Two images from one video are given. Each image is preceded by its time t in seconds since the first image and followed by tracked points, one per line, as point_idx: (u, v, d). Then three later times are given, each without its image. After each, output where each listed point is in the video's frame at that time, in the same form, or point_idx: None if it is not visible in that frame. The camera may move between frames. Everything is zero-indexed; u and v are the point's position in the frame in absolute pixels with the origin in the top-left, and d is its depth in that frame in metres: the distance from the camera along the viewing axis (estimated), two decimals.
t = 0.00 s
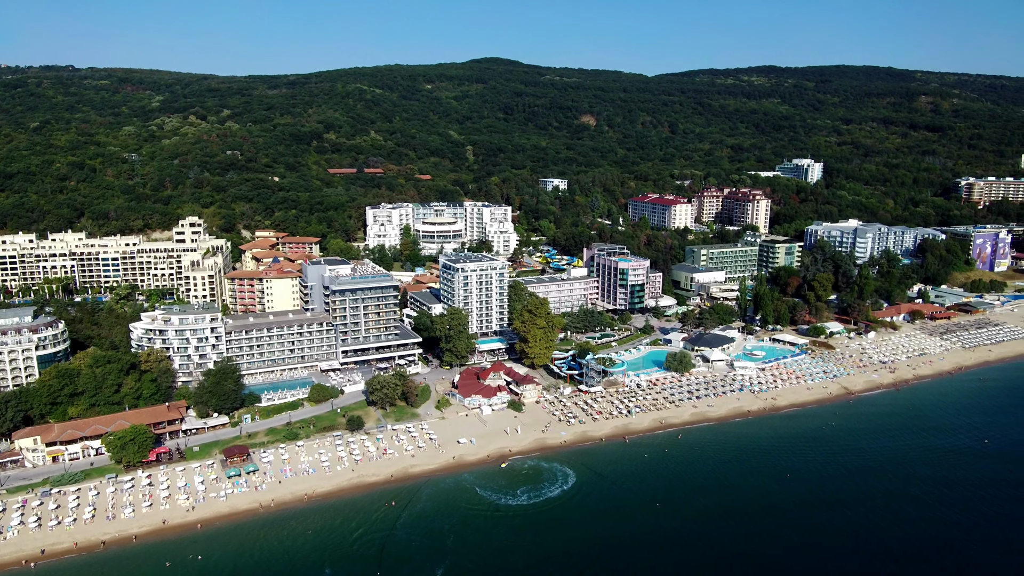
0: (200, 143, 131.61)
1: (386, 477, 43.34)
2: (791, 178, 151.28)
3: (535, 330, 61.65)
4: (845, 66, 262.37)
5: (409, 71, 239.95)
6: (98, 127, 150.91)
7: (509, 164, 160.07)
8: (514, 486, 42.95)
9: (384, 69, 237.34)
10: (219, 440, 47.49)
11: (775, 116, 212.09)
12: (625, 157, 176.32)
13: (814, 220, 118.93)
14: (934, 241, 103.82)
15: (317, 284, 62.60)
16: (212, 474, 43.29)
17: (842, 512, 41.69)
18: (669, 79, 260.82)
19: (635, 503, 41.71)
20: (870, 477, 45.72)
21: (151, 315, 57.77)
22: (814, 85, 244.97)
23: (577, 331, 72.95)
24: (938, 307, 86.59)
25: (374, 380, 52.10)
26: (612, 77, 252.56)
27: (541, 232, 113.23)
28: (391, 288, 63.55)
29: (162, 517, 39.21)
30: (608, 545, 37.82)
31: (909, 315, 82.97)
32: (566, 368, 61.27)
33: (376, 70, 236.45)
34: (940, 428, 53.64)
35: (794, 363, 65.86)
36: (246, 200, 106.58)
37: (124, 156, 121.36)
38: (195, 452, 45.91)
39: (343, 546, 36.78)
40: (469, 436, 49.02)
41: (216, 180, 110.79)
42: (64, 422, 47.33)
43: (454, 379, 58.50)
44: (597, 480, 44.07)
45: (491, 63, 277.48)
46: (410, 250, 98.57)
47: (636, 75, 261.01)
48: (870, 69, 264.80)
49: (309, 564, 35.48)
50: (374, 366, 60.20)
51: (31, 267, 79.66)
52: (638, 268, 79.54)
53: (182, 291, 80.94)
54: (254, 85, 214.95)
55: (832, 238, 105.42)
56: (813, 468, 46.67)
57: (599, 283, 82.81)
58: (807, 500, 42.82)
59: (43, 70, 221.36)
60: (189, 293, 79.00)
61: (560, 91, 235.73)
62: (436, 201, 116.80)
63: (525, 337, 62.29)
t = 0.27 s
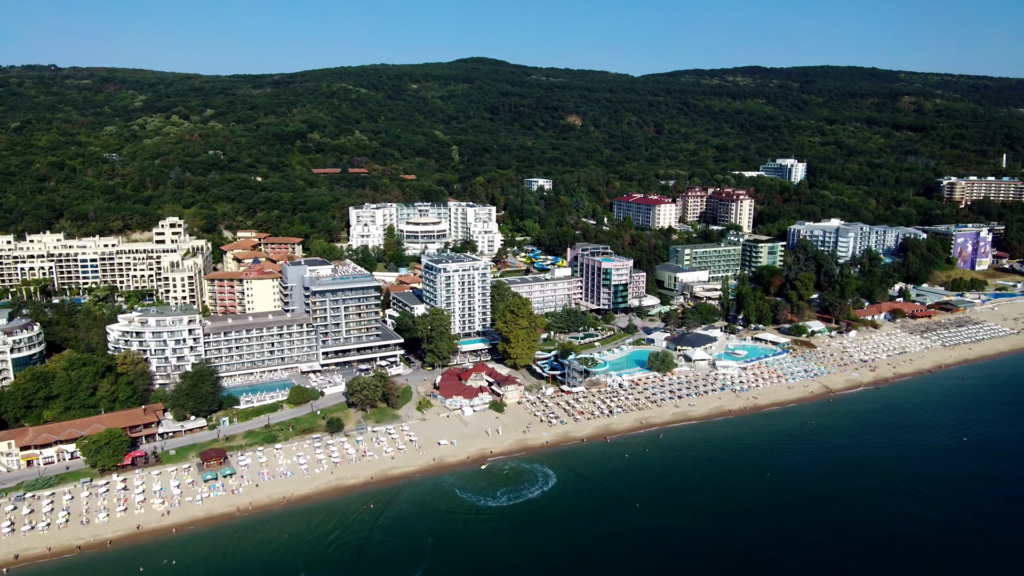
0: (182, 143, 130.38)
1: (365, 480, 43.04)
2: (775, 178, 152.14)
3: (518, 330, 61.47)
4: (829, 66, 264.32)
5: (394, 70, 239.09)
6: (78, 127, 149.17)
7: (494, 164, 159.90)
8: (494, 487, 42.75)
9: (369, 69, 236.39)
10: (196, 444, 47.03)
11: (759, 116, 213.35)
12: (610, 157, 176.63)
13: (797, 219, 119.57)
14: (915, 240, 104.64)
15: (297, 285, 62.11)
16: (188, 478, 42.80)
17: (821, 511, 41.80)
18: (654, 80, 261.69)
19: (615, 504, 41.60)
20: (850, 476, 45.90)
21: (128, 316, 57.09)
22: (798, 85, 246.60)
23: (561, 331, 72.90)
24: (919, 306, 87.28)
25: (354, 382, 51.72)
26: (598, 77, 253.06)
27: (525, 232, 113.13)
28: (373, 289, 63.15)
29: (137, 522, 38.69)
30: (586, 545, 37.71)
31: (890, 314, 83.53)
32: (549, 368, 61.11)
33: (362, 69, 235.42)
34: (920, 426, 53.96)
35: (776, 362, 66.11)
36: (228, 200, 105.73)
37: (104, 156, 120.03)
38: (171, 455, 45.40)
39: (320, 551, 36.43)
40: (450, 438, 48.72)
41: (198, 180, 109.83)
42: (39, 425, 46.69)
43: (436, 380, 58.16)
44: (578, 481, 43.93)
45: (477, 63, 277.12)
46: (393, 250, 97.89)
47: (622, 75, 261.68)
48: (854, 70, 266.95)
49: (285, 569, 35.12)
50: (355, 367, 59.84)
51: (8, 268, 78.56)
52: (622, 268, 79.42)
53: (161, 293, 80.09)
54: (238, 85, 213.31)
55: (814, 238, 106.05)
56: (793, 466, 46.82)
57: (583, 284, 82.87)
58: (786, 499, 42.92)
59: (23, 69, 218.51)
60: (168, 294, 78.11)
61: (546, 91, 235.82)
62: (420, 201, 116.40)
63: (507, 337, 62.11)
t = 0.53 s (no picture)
0: (163, 143, 128.94)
1: (343, 483, 42.73)
2: (758, 178, 152.87)
3: (499, 331, 61.30)
4: (813, 66, 266.01)
5: (379, 70, 237.91)
6: (57, 126, 147.21)
7: (479, 164, 159.63)
8: (473, 489, 42.53)
9: (354, 68, 235.22)
10: (172, 447, 46.51)
11: (744, 116, 214.39)
12: (595, 157, 176.85)
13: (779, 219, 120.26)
14: (896, 239, 105.51)
15: (276, 286, 61.54)
16: (163, 482, 42.28)
17: (799, 509, 41.93)
18: (640, 79, 262.37)
19: (594, 504, 41.52)
20: (828, 474, 46.09)
21: (104, 318, 56.28)
22: (782, 85, 248.06)
23: (543, 331, 72.81)
24: (899, 305, 87.96)
25: (334, 384, 51.34)
26: (583, 77, 253.41)
27: (509, 233, 112.99)
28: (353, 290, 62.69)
29: (111, 527, 38.19)
30: (564, 546, 37.62)
31: (871, 313, 84.10)
32: (530, 368, 60.96)
33: (346, 68, 234.18)
34: (899, 424, 54.32)
35: (757, 361, 66.37)
36: (209, 200, 104.80)
37: (84, 156, 118.56)
38: (146, 459, 44.84)
39: (295, 557, 36.12)
40: (430, 439, 48.41)
41: (179, 180, 108.71)
42: (11, 429, 45.95)
43: (417, 381, 57.80)
44: (557, 481, 43.82)
45: (462, 62, 276.42)
46: (376, 251, 97.27)
47: (607, 75, 262.23)
48: (837, 70, 268.86)
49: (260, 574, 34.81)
50: (336, 369, 59.30)
51: None
52: (604, 268, 79.77)
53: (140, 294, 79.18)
54: (221, 84, 211.38)
55: (797, 237, 106.64)
56: (772, 465, 46.98)
57: (566, 283, 82.85)
58: (764, 498, 43.04)
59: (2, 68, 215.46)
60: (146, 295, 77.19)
61: (531, 91, 235.79)
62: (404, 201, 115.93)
63: (489, 338, 61.87)
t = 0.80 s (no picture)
0: (144, 142, 127.56)
1: (321, 486, 42.36)
2: (742, 178, 153.50)
3: (481, 332, 61.04)
4: (797, 66, 267.54)
5: (364, 69, 236.74)
6: (36, 126, 145.17)
7: (464, 164, 159.21)
8: (452, 491, 42.26)
9: (339, 67, 233.90)
10: (148, 451, 45.95)
11: (728, 116, 215.37)
12: (581, 156, 176.91)
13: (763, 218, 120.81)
14: (878, 238, 106.23)
15: (255, 287, 60.99)
16: (137, 486, 41.70)
17: (778, 509, 42.03)
18: (625, 80, 263.01)
19: (573, 506, 41.39)
20: (808, 473, 46.26)
21: (80, 320, 55.55)
22: (766, 85, 249.48)
23: (526, 332, 72.65)
24: (880, 303, 88.57)
25: (312, 386, 50.88)
26: (569, 76, 253.54)
27: (494, 233, 112.72)
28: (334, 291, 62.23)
29: (84, 532, 37.64)
30: (542, 548, 37.49)
31: (853, 312, 84.56)
32: (512, 369, 60.75)
33: (331, 67, 232.78)
34: (878, 422, 54.64)
35: (739, 360, 66.54)
36: (189, 200, 103.75)
37: (62, 156, 116.97)
38: (121, 463, 44.26)
39: (271, 562, 35.76)
40: (410, 441, 48.03)
41: (159, 181, 107.48)
42: None
43: (398, 382, 57.38)
44: (537, 483, 43.64)
45: (448, 62, 275.68)
46: (359, 251, 96.47)
47: (593, 75, 262.55)
48: (821, 70, 270.69)
49: None
50: (316, 371, 58.85)
51: None
52: (588, 267, 79.56)
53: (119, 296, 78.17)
54: (204, 83, 209.42)
55: (779, 236, 107.16)
56: (752, 465, 47.10)
57: (549, 283, 82.65)
58: (743, 497, 43.11)
59: None
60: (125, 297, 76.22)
61: (517, 91, 235.61)
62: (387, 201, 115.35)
63: (471, 338, 61.62)
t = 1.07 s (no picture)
0: (123, 142, 126.06)
1: (298, 490, 41.89)
2: (726, 177, 154.13)
3: (463, 333, 60.73)
4: (781, 66, 269.12)
5: (348, 69, 235.37)
6: (14, 125, 143.11)
7: (449, 164, 158.79)
8: (431, 493, 41.95)
9: (323, 67, 232.54)
10: (122, 455, 45.29)
11: (713, 116, 216.23)
12: (566, 156, 177.00)
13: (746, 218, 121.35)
14: (860, 238, 106.94)
15: (233, 289, 60.36)
16: (111, 491, 41.03)
17: (757, 508, 42.13)
18: (611, 80, 263.63)
19: (553, 507, 41.23)
20: (787, 472, 46.39)
21: (54, 322, 54.64)
22: (750, 86, 250.76)
23: (509, 332, 72.45)
24: (861, 302, 89.16)
25: (291, 388, 50.40)
26: (555, 76, 253.70)
27: (478, 233, 112.45)
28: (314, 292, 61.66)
29: (56, 538, 37.02)
30: (521, 551, 37.32)
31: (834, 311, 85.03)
32: (494, 370, 60.48)
33: (315, 67, 231.35)
34: (859, 421, 54.87)
35: (721, 360, 66.66)
36: (169, 201, 102.66)
37: (40, 155, 115.35)
38: (95, 468, 43.58)
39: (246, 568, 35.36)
40: (390, 443, 47.61)
41: (139, 181, 106.25)
42: None
43: (379, 384, 56.92)
44: (517, 485, 43.42)
45: (433, 61, 274.84)
46: (342, 252, 95.75)
47: (579, 75, 262.86)
48: (805, 70, 272.40)
49: None
50: (295, 372, 58.37)
51: None
52: (571, 267, 79.01)
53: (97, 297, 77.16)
54: (187, 82, 207.43)
55: (762, 236, 107.62)
56: (733, 464, 47.15)
57: (533, 283, 82.45)
58: (723, 497, 43.16)
59: None
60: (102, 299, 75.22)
61: (502, 90, 235.41)
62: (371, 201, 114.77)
63: (452, 339, 61.32)
